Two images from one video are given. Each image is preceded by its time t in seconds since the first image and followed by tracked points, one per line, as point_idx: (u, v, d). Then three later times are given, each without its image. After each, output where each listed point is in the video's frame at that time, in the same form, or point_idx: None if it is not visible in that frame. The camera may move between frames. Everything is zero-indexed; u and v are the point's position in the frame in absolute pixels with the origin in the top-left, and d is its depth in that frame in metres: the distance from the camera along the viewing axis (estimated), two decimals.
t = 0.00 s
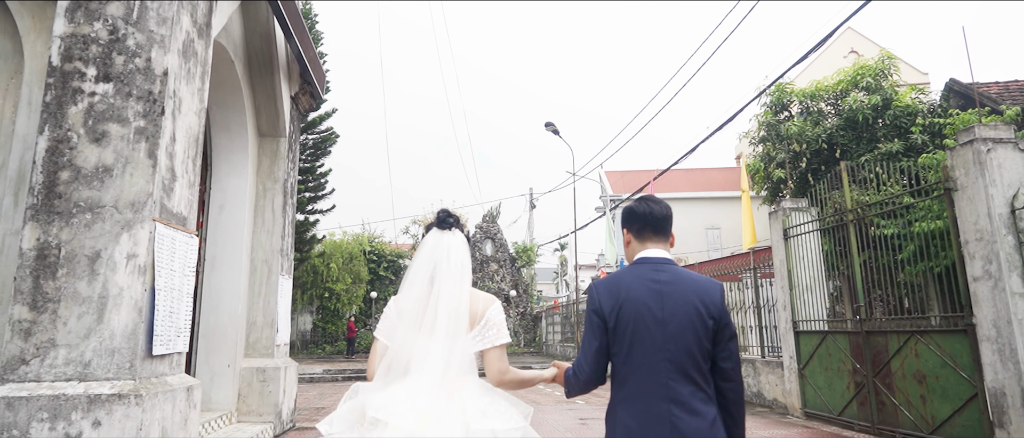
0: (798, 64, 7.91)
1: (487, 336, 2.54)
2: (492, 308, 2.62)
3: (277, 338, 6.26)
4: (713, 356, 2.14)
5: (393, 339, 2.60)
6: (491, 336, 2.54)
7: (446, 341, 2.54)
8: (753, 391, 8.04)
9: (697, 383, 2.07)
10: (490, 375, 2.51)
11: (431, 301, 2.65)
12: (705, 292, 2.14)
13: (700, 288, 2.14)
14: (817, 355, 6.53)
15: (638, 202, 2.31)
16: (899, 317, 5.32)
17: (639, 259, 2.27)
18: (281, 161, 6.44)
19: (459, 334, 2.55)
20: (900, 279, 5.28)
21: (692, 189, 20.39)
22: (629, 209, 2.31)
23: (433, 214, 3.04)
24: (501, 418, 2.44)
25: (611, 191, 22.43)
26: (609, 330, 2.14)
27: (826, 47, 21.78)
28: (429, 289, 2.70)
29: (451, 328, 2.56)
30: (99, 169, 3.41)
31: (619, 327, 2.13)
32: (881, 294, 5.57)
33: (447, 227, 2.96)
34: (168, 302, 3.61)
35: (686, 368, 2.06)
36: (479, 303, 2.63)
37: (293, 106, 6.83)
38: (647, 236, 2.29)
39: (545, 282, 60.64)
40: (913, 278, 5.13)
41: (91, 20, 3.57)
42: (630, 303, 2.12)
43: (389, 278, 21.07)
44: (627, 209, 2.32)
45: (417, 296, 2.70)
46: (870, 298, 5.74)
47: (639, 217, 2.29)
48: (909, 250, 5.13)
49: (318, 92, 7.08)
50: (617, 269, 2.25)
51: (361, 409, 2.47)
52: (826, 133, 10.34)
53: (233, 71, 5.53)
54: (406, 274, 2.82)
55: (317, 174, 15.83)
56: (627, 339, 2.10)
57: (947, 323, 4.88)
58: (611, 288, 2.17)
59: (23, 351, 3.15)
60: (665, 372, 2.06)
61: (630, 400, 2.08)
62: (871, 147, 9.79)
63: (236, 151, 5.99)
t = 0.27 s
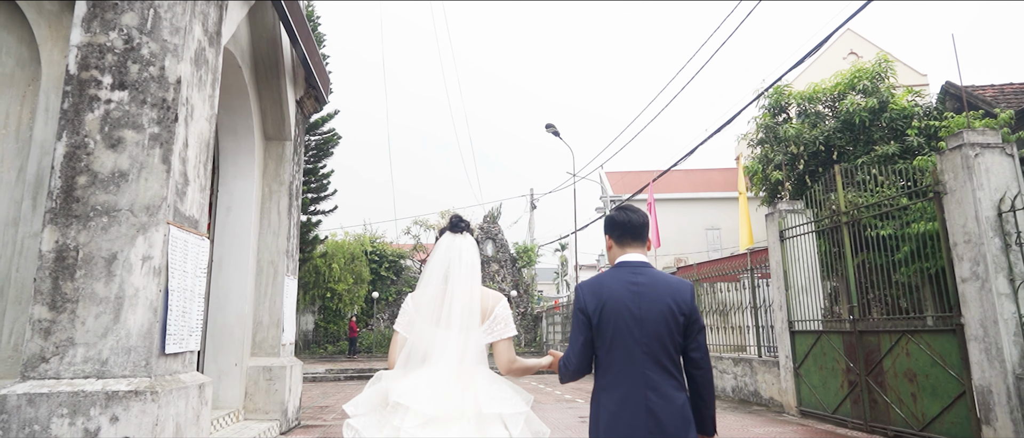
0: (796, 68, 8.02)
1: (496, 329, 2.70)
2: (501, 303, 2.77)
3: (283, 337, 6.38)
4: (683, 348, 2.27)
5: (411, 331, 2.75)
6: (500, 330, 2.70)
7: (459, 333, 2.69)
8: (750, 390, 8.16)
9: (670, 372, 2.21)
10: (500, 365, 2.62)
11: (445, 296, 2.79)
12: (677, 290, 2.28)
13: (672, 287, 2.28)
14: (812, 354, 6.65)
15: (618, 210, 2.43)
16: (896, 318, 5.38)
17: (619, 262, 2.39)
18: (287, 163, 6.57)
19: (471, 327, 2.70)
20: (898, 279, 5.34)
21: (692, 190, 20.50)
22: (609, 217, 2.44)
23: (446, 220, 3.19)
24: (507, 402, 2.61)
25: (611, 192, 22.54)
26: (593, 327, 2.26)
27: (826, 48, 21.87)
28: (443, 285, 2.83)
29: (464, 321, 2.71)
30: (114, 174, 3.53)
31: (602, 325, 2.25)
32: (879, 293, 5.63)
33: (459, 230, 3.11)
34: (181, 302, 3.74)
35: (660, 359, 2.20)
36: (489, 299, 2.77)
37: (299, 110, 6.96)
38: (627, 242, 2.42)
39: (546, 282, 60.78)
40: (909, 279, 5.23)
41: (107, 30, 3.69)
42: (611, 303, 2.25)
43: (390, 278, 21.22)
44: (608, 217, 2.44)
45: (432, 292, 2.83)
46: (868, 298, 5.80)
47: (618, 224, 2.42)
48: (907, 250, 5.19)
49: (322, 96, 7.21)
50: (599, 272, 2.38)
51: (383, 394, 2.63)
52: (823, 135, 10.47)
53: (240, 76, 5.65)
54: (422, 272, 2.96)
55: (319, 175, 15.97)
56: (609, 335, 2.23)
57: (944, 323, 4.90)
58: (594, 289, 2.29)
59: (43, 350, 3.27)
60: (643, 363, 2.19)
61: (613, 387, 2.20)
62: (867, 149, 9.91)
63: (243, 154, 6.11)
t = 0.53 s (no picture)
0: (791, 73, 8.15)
1: (500, 333, 2.84)
2: (505, 310, 2.91)
3: (289, 337, 6.52)
4: (663, 345, 2.40)
5: (424, 334, 2.89)
6: (503, 334, 2.83)
7: (467, 336, 2.82)
8: (747, 389, 8.29)
9: (649, 365, 2.34)
10: (504, 364, 2.74)
11: (454, 302, 2.93)
12: (657, 292, 2.41)
13: (653, 290, 2.41)
14: (806, 354, 6.79)
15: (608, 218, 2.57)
16: (892, 317, 5.44)
17: (607, 266, 2.53)
18: (292, 167, 6.71)
19: (478, 331, 2.83)
20: (892, 280, 5.44)
21: (691, 191, 20.62)
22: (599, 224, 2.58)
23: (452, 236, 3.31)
24: (508, 400, 2.75)
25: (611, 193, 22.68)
26: (580, 324, 2.40)
27: (826, 50, 21.96)
28: (451, 292, 2.96)
29: (471, 325, 2.84)
30: (130, 180, 3.67)
31: (589, 322, 2.39)
32: (876, 295, 5.67)
33: (465, 241, 3.24)
34: (193, 303, 3.88)
35: (640, 353, 2.34)
36: (495, 306, 2.92)
37: (303, 114, 7.11)
38: (615, 248, 2.56)
39: (545, 282, 60.93)
40: (902, 280, 5.33)
41: (121, 41, 3.83)
42: (596, 302, 2.39)
43: (392, 279, 21.38)
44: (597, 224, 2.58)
45: (441, 299, 2.97)
46: (865, 299, 5.85)
47: (607, 231, 2.55)
48: (901, 253, 5.28)
49: (326, 100, 7.34)
50: (589, 274, 2.52)
51: (397, 391, 2.78)
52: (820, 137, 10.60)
53: (247, 82, 5.78)
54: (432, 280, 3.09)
55: (321, 177, 16.12)
56: (595, 331, 2.37)
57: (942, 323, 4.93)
58: (583, 289, 2.44)
59: (62, 349, 3.41)
60: (625, 357, 2.32)
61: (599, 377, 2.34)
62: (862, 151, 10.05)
63: (250, 158, 6.25)
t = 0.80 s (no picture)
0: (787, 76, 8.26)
1: (499, 339, 2.98)
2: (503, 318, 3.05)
3: (293, 338, 6.64)
4: (649, 348, 2.52)
5: (430, 342, 2.99)
6: (502, 340, 2.97)
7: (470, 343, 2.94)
8: (744, 388, 8.41)
9: (637, 367, 2.46)
10: (504, 368, 2.86)
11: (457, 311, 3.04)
12: (647, 300, 2.53)
13: (643, 298, 2.53)
14: (801, 354, 6.91)
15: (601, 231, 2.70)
16: (890, 318, 5.52)
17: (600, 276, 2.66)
18: (296, 170, 6.82)
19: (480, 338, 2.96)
20: (889, 281, 5.54)
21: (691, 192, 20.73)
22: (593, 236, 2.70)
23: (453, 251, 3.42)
24: (507, 399, 2.87)
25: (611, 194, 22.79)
26: (574, 328, 2.53)
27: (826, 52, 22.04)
28: (454, 301, 3.08)
29: (474, 332, 2.96)
30: (143, 185, 3.79)
31: (582, 326, 2.52)
32: (873, 296, 5.76)
33: (465, 256, 3.35)
34: (204, 305, 4.00)
35: (628, 355, 2.46)
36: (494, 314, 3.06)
37: (308, 119, 7.23)
38: (607, 259, 2.68)
39: (545, 282, 61.06)
40: (898, 281, 5.43)
41: (134, 50, 3.95)
42: (590, 309, 2.52)
43: (393, 279, 21.50)
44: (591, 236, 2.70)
45: (445, 308, 3.07)
46: (862, 300, 5.92)
47: (601, 243, 2.67)
48: (896, 254, 5.40)
49: (329, 104, 7.46)
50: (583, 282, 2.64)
51: (406, 395, 2.88)
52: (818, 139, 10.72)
53: (253, 88, 5.90)
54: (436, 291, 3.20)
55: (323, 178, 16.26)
56: (588, 334, 2.50)
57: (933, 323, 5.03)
58: (577, 296, 2.56)
59: (78, 349, 3.53)
60: (614, 358, 2.45)
61: (591, 375, 2.46)
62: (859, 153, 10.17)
63: (255, 162, 6.37)
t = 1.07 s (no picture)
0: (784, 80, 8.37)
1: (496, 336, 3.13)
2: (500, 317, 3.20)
3: (298, 338, 6.77)
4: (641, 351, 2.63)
5: (434, 341, 3.11)
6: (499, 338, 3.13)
7: (471, 340, 3.07)
8: (741, 388, 8.53)
9: (630, 368, 2.58)
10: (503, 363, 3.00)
11: (457, 311, 3.16)
12: (640, 306, 2.65)
13: (637, 304, 2.65)
14: (797, 354, 7.03)
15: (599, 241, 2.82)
16: (886, 319, 5.61)
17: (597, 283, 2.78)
18: (301, 174, 6.95)
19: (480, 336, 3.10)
20: (884, 282, 5.65)
21: (691, 192, 20.84)
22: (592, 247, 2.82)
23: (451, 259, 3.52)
24: (506, 392, 2.99)
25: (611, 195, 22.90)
26: (572, 330, 2.65)
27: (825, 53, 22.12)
28: (454, 302, 3.19)
29: (473, 330, 3.10)
30: (155, 191, 3.91)
31: (580, 328, 2.64)
32: (869, 298, 5.85)
33: (462, 262, 3.46)
34: (214, 307, 4.13)
35: (623, 356, 2.58)
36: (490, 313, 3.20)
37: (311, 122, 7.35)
38: (603, 267, 2.79)
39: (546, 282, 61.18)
40: (893, 282, 5.55)
41: (146, 60, 4.07)
42: (587, 313, 2.64)
43: (394, 279, 21.63)
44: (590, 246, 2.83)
45: (445, 309, 3.18)
46: (858, 301, 6.01)
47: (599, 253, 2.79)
48: (891, 255, 5.53)
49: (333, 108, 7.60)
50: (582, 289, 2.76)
51: (412, 390, 3.00)
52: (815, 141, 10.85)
53: (259, 93, 6.03)
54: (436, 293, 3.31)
55: (325, 179, 16.39)
56: (586, 336, 2.62)
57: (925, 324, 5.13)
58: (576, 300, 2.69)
59: (93, 349, 3.65)
60: (609, 358, 2.57)
61: (588, 373, 2.57)
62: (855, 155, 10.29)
63: (260, 166, 6.49)
